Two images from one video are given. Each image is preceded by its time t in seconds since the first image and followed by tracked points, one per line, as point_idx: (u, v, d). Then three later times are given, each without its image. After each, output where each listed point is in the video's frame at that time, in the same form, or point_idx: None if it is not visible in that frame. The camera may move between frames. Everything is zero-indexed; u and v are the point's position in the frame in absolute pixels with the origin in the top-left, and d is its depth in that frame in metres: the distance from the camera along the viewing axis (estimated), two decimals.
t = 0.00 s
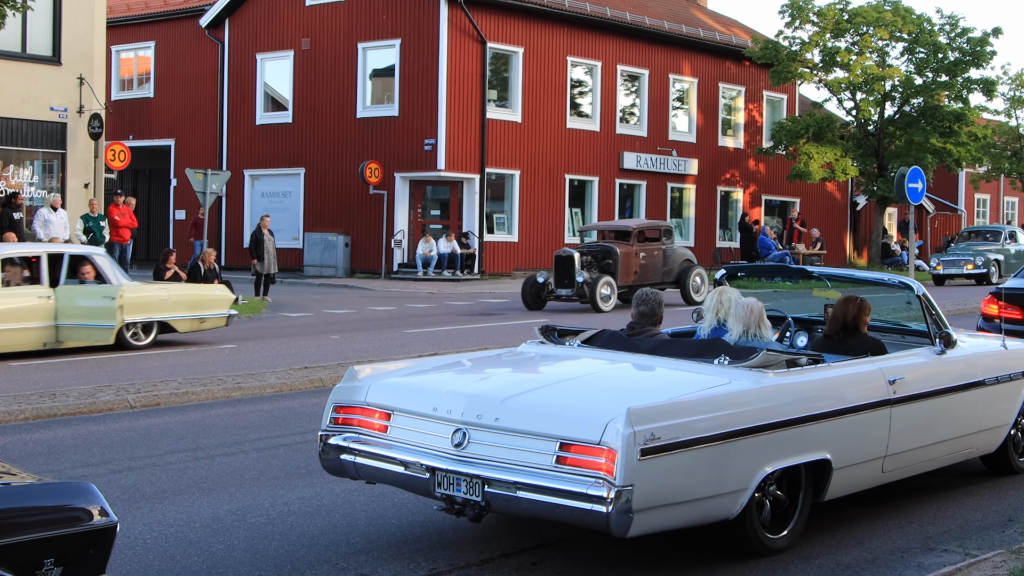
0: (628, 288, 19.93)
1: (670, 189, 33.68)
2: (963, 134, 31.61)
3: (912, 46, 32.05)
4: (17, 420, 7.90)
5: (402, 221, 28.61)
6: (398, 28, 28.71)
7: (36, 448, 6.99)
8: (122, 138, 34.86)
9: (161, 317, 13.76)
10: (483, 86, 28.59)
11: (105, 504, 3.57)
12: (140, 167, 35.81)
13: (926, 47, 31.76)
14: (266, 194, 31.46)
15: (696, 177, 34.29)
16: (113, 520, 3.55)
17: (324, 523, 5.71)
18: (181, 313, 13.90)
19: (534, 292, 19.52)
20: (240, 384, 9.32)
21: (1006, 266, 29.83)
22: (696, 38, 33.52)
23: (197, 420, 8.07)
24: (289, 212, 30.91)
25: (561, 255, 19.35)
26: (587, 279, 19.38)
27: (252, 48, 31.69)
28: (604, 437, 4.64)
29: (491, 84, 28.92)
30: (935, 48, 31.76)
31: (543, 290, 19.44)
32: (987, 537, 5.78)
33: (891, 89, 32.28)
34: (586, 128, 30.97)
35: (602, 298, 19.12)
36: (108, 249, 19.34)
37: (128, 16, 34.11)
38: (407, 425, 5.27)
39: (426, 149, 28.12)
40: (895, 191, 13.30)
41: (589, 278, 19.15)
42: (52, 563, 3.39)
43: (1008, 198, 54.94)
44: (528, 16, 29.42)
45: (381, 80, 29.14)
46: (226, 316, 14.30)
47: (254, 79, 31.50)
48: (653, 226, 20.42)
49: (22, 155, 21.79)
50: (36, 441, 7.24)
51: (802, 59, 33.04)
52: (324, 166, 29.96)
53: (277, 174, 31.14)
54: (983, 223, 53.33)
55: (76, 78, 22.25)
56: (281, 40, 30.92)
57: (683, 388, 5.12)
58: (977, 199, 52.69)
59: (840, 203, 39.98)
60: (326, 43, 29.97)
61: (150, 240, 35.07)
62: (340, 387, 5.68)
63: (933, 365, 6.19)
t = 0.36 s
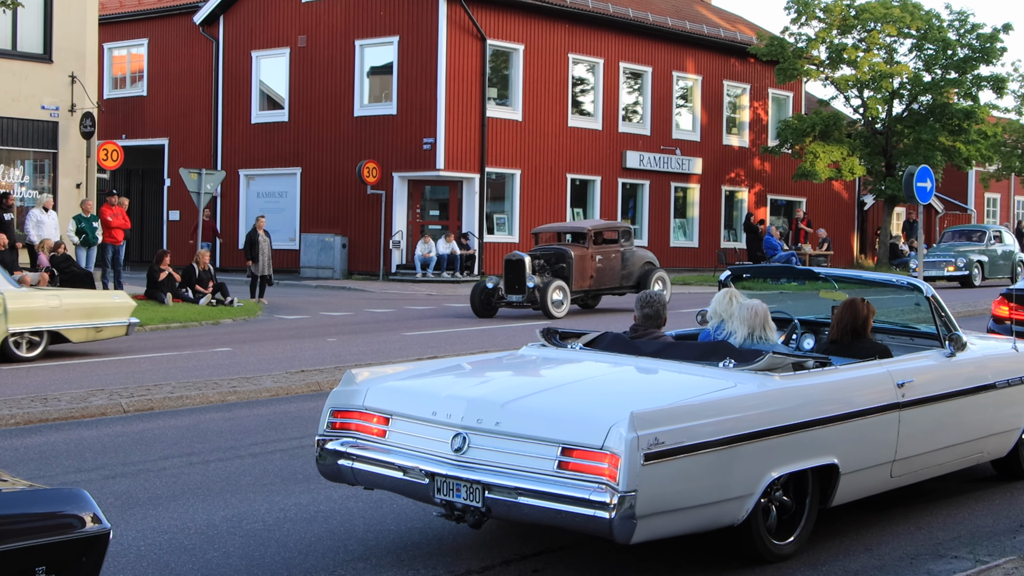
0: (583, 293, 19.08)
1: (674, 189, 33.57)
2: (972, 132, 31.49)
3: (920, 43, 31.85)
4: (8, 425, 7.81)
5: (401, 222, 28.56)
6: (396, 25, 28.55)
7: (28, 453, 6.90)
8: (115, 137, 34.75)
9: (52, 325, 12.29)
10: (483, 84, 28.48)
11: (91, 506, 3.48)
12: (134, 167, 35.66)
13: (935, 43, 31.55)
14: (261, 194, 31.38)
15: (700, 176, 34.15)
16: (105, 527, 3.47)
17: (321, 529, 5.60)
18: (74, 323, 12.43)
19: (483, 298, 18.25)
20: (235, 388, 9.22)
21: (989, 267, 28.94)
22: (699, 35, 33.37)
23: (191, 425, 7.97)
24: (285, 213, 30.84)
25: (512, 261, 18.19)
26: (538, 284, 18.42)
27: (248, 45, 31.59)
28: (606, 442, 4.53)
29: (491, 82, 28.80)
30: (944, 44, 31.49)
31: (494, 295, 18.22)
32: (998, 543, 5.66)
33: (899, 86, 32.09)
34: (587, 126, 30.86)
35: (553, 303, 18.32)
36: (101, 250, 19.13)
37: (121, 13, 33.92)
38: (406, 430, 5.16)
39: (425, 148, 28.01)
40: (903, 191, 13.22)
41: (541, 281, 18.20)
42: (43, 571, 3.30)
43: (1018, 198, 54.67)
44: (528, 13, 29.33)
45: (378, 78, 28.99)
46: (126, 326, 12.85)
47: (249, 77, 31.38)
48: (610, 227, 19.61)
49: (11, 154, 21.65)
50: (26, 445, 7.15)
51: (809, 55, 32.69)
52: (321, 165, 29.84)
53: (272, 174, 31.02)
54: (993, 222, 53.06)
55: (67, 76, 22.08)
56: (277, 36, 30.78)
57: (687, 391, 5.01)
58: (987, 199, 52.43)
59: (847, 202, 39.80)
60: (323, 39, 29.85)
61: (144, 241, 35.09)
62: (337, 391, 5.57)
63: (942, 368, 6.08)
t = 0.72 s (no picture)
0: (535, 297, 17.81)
1: (680, 188, 33.46)
2: (984, 130, 31.35)
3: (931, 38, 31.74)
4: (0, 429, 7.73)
5: (402, 222, 28.44)
6: (397, 21, 28.42)
7: (20, 458, 6.82)
8: (110, 136, 34.65)
9: None
10: (485, 82, 28.40)
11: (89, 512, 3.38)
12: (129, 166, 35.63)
13: (946, 39, 31.45)
14: (259, 194, 31.19)
15: (705, 175, 34.03)
16: (101, 533, 3.37)
17: (321, 535, 5.50)
18: None
19: (429, 301, 17.60)
20: (233, 391, 9.13)
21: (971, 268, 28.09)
22: (705, 31, 33.25)
23: (188, 429, 7.88)
24: (283, 212, 30.71)
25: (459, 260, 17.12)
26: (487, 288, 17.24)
27: (245, 41, 31.40)
28: (611, 446, 4.42)
29: (493, 79, 28.73)
30: (955, 40, 31.43)
31: (440, 298, 17.55)
32: (1013, 550, 5.54)
33: (910, 83, 31.94)
34: (591, 124, 30.77)
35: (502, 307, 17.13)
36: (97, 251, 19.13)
37: (115, 9, 33.78)
38: (406, 433, 5.05)
39: (426, 146, 27.87)
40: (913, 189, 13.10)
41: (489, 285, 17.05)
42: None
43: None
44: (532, 9, 29.26)
45: (378, 75, 28.88)
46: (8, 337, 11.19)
47: (246, 76, 31.20)
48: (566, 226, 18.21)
49: (5, 153, 21.31)
50: (17, 450, 7.06)
51: (817, 52, 32.69)
52: (320, 165, 29.73)
53: (270, 174, 30.86)
54: (1005, 222, 52.76)
55: (62, 74, 21.79)
56: (275, 33, 30.56)
57: (694, 393, 4.90)
58: (999, 198, 52.13)
59: (857, 201, 39.63)
60: (322, 36, 29.70)
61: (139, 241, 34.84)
62: (337, 395, 5.47)
63: (953, 370, 5.96)
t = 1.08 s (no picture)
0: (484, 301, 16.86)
1: (686, 186, 33.33)
2: (996, 127, 31.20)
3: (942, 33, 31.57)
4: None
5: (403, 220, 28.36)
6: (398, 17, 28.34)
7: (15, 461, 6.75)
8: (107, 133, 34.44)
9: None
10: (489, 77, 28.31)
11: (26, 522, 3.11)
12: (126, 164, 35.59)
13: (958, 34, 31.30)
14: (258, 192, 31.09)
15: (712, 173, 33.91)
16: (99, 536, 3.26)
17: (321, 539, 5.41)
18: None
19: (370, 305, 16.63)
20: (232, 393, 9.05)
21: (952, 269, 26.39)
22: (712, 27, 33.12)
23: (186, 431, 7.81)
24: (283, 211, 30.61)
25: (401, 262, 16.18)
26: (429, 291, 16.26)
27: (243, 38, 31.26)
28: (616, 449, 4.33)
29: (497, 76, 28.64)
30: (967, 35, 31.29)
31: (381, 302, 16.59)
32: None
33: (920, 79, 31.76)
34: (596, 121, 30.67)
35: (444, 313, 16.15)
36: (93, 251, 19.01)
37: (112, 5, 33.74)
38: (408, 435, 4.95)
39: (429, 144, 27.78)
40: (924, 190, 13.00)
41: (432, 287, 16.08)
42: None
43: None
44: (537, 5, 29.18)
45: (379, 71, 28.78)
46: None
47: (245, 72, 31.06)
48: (517, 227, 17.23)
49: None
50: (11, 452, 7.00)
51: (825, 47, 32.66)
52: (320, 165, 29.65)
53: (270, 172, 30.72)
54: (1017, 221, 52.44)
55: (58, 70, 21.58)
56: (274, 30, 30.45)
57: (700, 395, 4.81)
58: (1011, 197, 51.83)
59: (866, 199, 39.46)
60: (321, 33, 29.58)
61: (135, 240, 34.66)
62: (337, 397, 5.37)
63: (965, 371, 5.86)
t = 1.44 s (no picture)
0: (427, 304, 15.98)
1: (692, 184, 33.23)
2: (1007, 123, 31.10)
3: (953, 28, 31.40)
4: None
5: (405, 217, 28.33)
6: (399, 13, 28.26)
7: (11, 462, 6.69)
8: (104, 130, 34.35)
9: None
10: (491, 73, 28.25)
11: None
12: (124, 162, 35.44)
13: (969, 29, 31.13)
14: (257, 189, 31.02)
15: (719, 171, 33.81)
16: (96, 539, 3.19)
17: (322, 543, 5.33)
18: None
19: (305, 309, 15.62)
20: (231, 394, 8.99)
21: (928, 270, 25.22)
22: (719, 22, 32.99)
23: (185, 432, 7.74)
24: (283, 209, 30.52)
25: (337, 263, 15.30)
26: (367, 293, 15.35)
27: (243, 34, 31.21)
28: (622, 450, 4.25)
29: (500, 72, 28.53)
30: (978, 30, 31.12)
31: (317, 306, 15.59)
32: None
33: (930, 75, 31.59)
34: (601, 117, 30.58)
35: (383, 317, 15.24)
36: (91, 250, 18.92)
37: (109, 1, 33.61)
38: (410, 437, 4.87)
39: (431, 141, 27.75)
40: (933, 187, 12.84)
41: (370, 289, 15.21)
42: None
43: None
44: None
45: (381, 67, 28.70)
46: None
47: (245, 69, 31.00)
48: (463, 226, 16.33)
49: None
50: (8, 454, 6.93)
51: (834, 43, 32.38)
52: (321, 163, 29.60)
53: (269, 169, 30.65)
54: None
55: (54, 66, 21.51)
56: (274, 25, 30.37)
57: (707, 396, 4.72)
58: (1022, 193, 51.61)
59: (875, 196, 39.42)
60: (322, 30, 29.51)
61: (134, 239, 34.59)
62: (338, 398, 5.28)
63: (976, 372, 5.76)
